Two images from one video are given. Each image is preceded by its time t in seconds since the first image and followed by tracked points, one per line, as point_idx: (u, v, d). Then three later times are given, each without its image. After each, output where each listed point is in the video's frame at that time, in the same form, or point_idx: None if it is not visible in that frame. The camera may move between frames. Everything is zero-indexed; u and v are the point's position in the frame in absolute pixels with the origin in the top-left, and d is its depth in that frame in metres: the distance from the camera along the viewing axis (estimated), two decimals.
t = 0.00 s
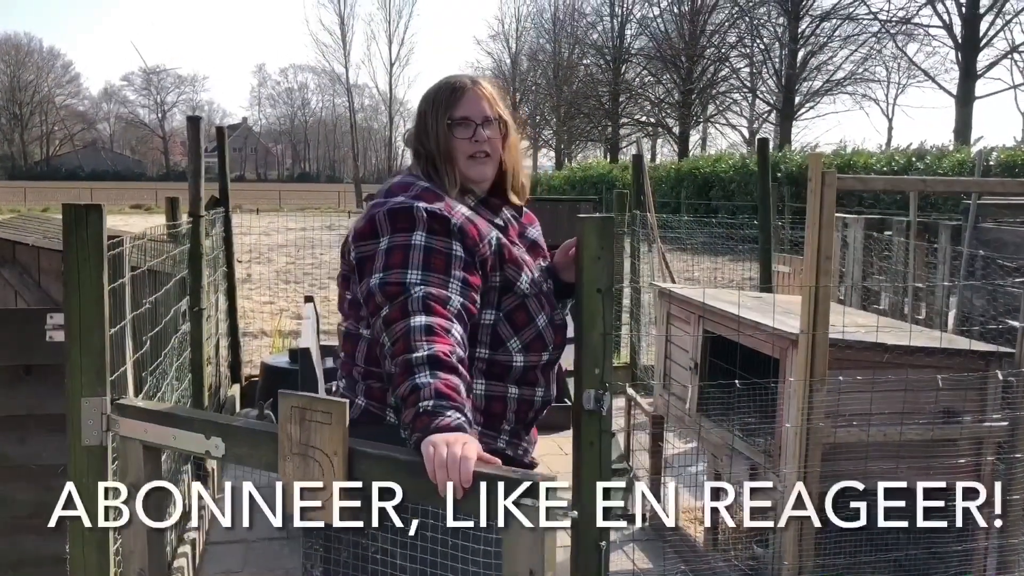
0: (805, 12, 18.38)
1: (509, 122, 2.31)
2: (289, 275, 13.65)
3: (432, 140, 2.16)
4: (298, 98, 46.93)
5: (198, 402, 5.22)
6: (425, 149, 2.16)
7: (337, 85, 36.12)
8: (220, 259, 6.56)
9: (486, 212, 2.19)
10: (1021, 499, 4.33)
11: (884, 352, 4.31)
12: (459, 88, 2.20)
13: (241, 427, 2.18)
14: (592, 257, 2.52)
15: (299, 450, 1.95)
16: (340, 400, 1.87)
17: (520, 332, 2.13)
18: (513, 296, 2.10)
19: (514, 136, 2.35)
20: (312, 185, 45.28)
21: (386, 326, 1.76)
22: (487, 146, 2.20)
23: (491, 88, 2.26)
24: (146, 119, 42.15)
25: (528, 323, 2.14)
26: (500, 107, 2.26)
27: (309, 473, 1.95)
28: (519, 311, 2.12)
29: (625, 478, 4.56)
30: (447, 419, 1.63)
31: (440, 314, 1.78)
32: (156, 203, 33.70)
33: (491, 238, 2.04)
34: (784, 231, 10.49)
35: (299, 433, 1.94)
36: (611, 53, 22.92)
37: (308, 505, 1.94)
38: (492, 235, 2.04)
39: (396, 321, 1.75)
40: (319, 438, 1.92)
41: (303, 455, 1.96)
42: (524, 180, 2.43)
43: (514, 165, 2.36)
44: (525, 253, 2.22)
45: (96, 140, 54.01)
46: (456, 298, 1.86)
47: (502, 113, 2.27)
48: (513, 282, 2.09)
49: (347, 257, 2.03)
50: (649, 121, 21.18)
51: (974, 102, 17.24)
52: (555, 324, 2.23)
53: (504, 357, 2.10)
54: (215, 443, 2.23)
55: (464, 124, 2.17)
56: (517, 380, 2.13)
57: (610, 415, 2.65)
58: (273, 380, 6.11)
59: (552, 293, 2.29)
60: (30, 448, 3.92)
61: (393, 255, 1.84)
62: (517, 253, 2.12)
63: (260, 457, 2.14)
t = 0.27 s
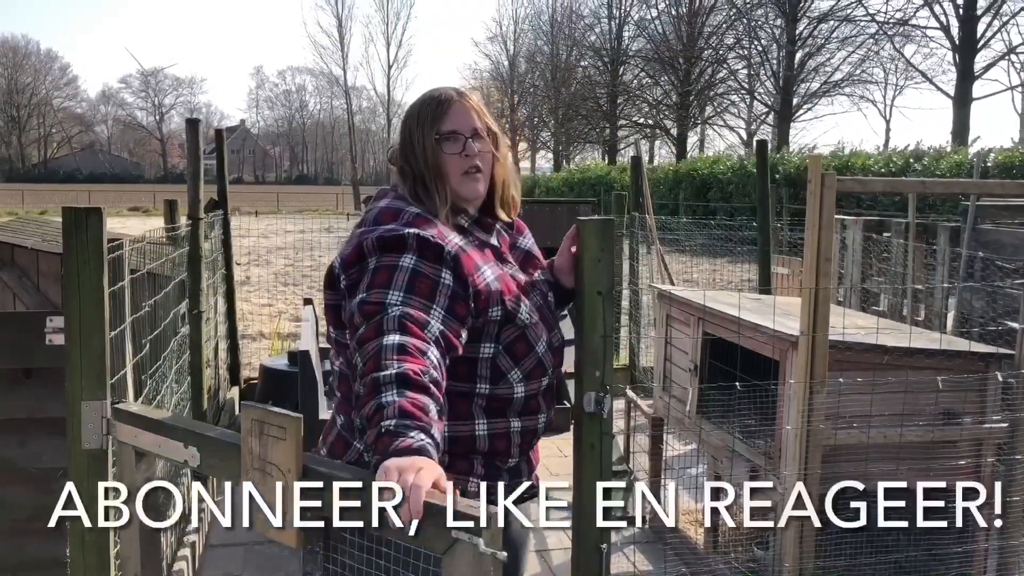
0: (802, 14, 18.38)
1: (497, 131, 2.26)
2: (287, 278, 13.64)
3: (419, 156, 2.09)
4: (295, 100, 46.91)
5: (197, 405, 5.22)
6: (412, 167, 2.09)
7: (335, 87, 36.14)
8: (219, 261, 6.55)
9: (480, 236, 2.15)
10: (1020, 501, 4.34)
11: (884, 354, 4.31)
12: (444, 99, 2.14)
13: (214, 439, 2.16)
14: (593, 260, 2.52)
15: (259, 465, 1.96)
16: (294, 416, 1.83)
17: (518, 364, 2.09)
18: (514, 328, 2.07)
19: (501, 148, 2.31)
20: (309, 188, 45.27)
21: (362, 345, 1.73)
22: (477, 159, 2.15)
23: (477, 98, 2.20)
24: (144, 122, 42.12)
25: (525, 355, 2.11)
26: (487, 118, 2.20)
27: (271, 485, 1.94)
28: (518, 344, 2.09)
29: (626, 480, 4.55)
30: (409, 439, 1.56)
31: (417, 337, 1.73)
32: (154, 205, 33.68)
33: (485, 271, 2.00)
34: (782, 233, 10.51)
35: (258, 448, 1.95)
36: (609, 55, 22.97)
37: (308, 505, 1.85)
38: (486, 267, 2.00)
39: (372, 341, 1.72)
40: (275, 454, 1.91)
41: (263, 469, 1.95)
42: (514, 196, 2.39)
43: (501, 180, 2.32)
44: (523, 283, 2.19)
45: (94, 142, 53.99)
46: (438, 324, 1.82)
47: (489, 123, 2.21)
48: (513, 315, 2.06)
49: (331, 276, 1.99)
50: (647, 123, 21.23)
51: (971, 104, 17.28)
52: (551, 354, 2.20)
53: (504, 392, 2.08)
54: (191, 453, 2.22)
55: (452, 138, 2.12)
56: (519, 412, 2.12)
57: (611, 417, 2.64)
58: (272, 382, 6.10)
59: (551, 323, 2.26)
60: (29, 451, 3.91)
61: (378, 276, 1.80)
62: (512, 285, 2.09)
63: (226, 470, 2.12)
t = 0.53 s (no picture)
0: (802, 14, 18.34)
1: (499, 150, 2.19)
2: (285, 279, 13.62)
3: (418, 178, 2.02)
4: (294, 100, 46.87)
5: (197, 406, 5.21)
6: (408, 189, 2.01)
7: (334, 88, 36.11)
8: (218, 263, 6.53)
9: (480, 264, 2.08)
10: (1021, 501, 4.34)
11: (884, 354, 4.31)
12: (443, 117, 2.07)
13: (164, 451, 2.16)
14: (593, 263, 2.52)
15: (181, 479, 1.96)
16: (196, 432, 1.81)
17: (508, 406, 2.02)
18: (503, 372, 2.00)
19: (504, 167, 2.24)
20: (309, 188, 45.21)
21: (301, 360, 1.68)
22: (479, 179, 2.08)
23: (476, 114, 2.13)
24: (142, 122, 42.06)
25: (519, 397, 2.04)
26: (488, 135, 2.13)
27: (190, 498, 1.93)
28: (508, 386, 2.01)
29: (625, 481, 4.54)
30: (302, 472, 1.46)
31: (362, 365, 1.67)
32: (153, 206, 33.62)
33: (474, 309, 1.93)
34: (782, 234, 10.50)
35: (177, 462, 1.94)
36: (608, 55, 22.97)
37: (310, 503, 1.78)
38: (474, 305, 1.94)
39: (312, 360, 1.66)
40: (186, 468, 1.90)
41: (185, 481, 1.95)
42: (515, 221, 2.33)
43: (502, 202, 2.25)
44: (522, 321, 2.12)
45: (92, 143, 53.93)
46: (396, 356, 1.76)
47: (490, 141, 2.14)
48: (502, 357, 1.99)
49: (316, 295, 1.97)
50: (646, 123, 21.24)
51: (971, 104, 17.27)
52: (542, 397, 2.12)
53: (499, 435, 2.01)
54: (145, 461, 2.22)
55: (451, 158, 2.05)
56: (518, 451, 2.07)
57: (611, 418, 2.63)
58: (271, 384, 6.09)
59: (546, 364, 2.18)
60: (29, 453, 3.90)
61: (348, 298, 1.77)
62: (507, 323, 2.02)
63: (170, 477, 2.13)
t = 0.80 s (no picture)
0: (802, 14, 18.17)
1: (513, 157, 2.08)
2: (286, 278, 13.62)
3: (423, 186, 1.91)
4: (294, 100, 46.87)
5: (196, 406, 5.20)
6: (412, 199, 1.91)
7: (334, 88, 36.14)
8: (218, 262, 6.54)
9: (483, 279, 1.96)
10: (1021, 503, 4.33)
11: (885, 354, 4.30)
12: (453, 120, 1.96)
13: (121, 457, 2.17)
14: (594, 263, 2.52)
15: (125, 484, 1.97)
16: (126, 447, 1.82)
17: (497, 438, 1.89)
18: (491, 404, 1.86)
19: (516, 176, 2.12)
20: (309, 188, 45.25)
21: (241, 367, 1.60)
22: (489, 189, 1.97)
23: (489, 118, 2.02)
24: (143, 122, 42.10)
25: (511, 429, 1.91)
26: (500, 142, 2.03)
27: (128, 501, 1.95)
28: (499, 417, 1.88)
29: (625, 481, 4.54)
30: (161, 501, 1.38)
31: (297, 386, 1.58)
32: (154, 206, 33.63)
33: (460, 335, 1.81)
34: (782, 234, 10.50)
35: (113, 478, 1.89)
36: (608, 55, 23.02)
37: (308, 504, 1.86)
38: (460, 330, 1.81)
39: (247, 372, 1.58)
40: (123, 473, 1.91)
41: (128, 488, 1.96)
42: (527, 231, 2.20)
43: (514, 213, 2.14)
44: (525, 345, 1.98)
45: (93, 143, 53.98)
46: (349, 380, 1.66)
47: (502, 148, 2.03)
48: (491, 386, 1.86)
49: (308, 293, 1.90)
50: (647, 124, 21.27)
51: (971, 104, 17.25)
52: (539, 427, 1.99)
53: (495, 470, 1.90)
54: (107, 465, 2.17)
55: (460, 166, 1.94)
56: (518, 485, 1.95)
57: (611, 419, 2.62)
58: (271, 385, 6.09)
59: (548, 389, 2.05)
60: (27, 453, 3.90)
61: (313, 306, 1.68)
62: (504, 350, 1.88)
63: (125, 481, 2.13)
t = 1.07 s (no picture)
0: (805, 13, 18.14)
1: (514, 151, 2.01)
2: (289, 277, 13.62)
3: (421, 179, 1.83)
4: (297, 100, 46.86)
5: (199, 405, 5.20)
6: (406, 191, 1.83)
7: (337, 87, 36.11)
8: (221, 261, 6.54)
9: (474, 275, 1.87)
10: None
11: (888, 354, 4.30)
12: (453, 110, 1.88)
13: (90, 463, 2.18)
14: (597, 262, 2.52)
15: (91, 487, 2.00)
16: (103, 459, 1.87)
17: (483, 444, 1.81)
18: (474, 408, 1.77)
19: (517, 171, 2.05)
20: (312, 188, 45.25)
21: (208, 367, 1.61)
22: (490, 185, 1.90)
23: (491, 109, 1.94)
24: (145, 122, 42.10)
25: (499, 435, 1.82)
26: (501, 136, 1.95)
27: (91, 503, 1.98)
28: (484, 422, 1.80)
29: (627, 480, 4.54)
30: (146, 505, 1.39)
31: (253, 388, 1.56)
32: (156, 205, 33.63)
33: (434, 333, 1.72)
34: (785, 233, 10.49)
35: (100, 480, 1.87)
36: (611, 54, 23.00)
37: (308, 505, 1.84)
38: (434, 328, 1.72)
39: (210, 374, 1.58)
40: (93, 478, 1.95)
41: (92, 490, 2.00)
42: (530, 226, 2.11)
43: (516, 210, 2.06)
44: (517, 345, 1.88)
45: (96, 143, 54.01)
46: (310, 383, 1.62)
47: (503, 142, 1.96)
48: (473, 390, 1.76)
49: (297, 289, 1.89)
50: (649, 123, 21.28)
51: (975, 103, 17.22)
52: (534, 433, 1.89)
53: (482, 478, 1.82)
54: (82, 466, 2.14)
55: (460, 157, 1.86)
56: (510, 495, 1.87)
57: (613, 418, 2.62)
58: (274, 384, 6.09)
59: (546, 393, 1.94)
60: (30, 452, 3.91)
61: (282, 307, 1.66)
62: (490, 349, 1.78)
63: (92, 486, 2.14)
